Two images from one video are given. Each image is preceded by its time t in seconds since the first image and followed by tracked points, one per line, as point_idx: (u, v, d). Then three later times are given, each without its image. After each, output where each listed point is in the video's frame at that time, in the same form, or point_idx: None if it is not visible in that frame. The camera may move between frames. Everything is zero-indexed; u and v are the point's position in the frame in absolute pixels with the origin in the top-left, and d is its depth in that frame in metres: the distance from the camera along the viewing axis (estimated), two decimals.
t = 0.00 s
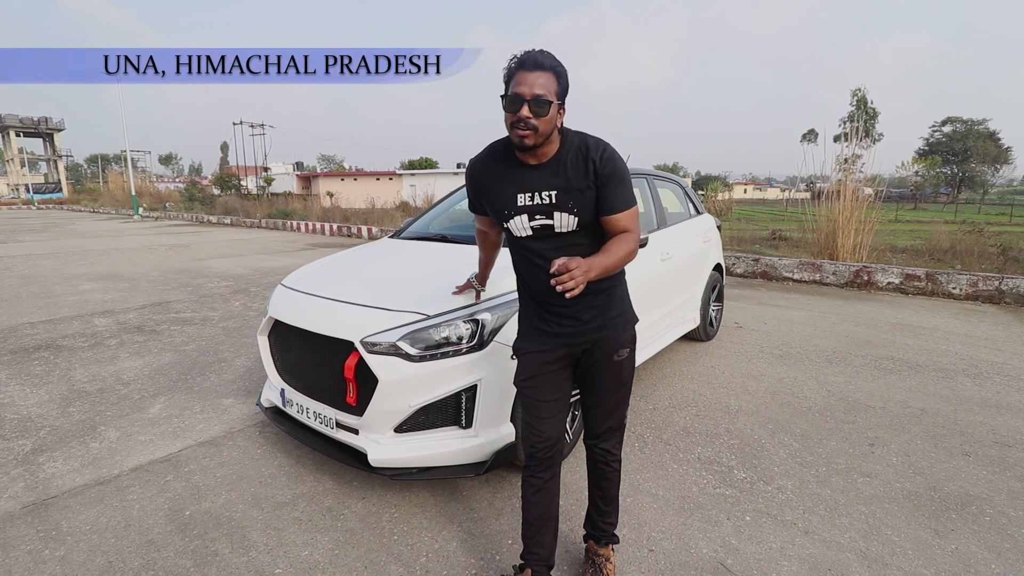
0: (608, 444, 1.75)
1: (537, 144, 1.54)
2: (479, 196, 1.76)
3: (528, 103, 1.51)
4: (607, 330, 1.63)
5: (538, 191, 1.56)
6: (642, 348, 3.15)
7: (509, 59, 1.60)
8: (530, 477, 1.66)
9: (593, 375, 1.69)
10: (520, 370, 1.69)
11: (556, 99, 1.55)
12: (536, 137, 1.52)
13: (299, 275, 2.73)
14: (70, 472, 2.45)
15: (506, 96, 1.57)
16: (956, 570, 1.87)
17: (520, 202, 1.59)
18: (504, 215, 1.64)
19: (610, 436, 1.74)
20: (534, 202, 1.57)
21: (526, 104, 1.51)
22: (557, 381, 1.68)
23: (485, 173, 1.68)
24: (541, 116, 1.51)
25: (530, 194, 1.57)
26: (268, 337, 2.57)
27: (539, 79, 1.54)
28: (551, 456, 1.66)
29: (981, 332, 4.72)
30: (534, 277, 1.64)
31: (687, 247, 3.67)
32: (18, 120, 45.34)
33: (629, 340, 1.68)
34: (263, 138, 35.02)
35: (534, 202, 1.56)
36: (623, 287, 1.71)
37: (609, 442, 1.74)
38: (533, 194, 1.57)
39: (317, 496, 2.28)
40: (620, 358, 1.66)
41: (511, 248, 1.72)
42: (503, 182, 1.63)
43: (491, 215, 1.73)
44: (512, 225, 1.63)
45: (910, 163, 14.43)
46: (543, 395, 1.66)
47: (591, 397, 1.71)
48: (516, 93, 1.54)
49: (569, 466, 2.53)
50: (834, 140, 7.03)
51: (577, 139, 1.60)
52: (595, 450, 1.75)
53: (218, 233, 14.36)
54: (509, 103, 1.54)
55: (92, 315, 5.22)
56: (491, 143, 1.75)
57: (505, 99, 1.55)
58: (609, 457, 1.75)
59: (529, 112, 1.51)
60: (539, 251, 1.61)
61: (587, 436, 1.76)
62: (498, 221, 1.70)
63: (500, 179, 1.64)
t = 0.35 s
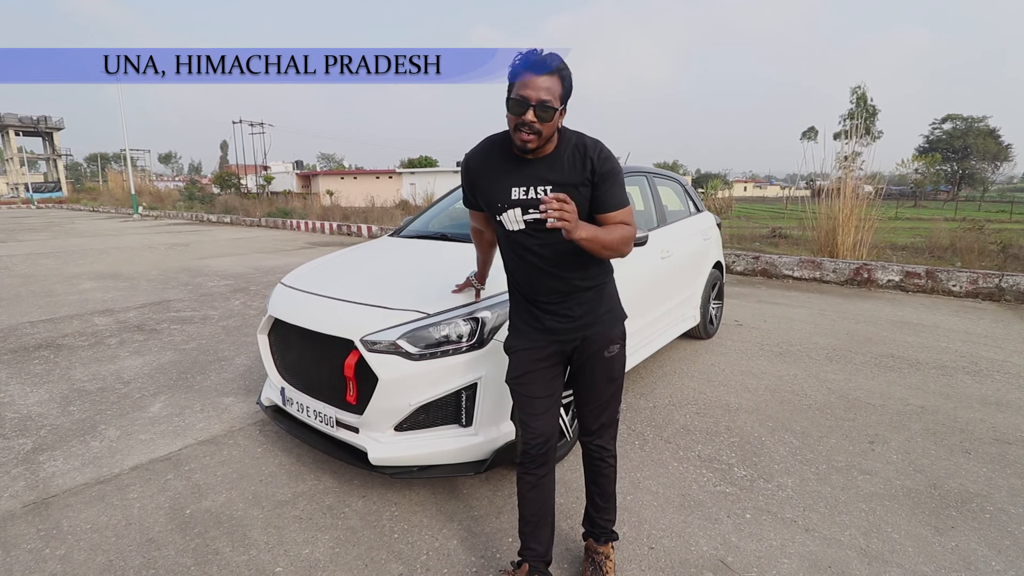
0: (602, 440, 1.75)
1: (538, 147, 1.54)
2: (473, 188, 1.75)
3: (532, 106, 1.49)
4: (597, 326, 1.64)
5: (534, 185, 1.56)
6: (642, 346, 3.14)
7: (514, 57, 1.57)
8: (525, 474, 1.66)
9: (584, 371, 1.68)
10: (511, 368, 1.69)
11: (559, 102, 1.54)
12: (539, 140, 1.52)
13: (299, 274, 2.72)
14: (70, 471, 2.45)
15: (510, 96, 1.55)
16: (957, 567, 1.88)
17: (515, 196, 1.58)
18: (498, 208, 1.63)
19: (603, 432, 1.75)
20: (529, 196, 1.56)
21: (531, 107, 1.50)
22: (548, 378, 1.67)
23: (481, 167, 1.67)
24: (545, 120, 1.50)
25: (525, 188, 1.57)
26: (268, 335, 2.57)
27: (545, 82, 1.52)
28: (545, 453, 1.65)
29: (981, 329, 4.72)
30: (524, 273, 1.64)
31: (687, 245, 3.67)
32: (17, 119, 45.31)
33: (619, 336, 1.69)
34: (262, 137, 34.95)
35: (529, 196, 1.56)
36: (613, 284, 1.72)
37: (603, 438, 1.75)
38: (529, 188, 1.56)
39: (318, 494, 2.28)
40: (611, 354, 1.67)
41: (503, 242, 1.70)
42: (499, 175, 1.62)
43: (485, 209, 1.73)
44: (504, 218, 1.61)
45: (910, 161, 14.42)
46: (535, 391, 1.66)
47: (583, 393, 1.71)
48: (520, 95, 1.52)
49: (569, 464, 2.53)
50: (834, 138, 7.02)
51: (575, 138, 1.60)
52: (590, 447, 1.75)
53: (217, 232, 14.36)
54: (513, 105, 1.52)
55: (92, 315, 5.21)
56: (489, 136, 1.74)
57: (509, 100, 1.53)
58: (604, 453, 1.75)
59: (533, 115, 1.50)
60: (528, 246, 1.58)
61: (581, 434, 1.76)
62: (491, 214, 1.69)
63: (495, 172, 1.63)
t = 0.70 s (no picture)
0: (602, 439, 1.75)
1: (536, 151, 1.54)
2: (471, 186, 1.76)
3: (531, 110, 1.49)
4: (594, 324, 1.63)
5: (527, 189, 1.56)
6: (642, 345, 3.14)
7: (514, 61, 1.56)
8: (525, 472, 1.66)
9: (583, 370, 1.68)
10: (510, 367, 1.69)
11: (558, 108, 1.54)
12: (537, 144, 1.52)
13: (298, 273, 2.72)
14: (71, 470, 2.45)
15: (509, 100, 1.54)
16: (957, 565, 1.87)
17: (509, 198, 1.59)
18: (494, 207, 1.64)
19: (603, 430, 1.75)
20: (523, 199, 1.57)
21: (530, 111, 1.49)
22: (547, 376, 1.67)
23: (478, 166, 1.67)
24: (544, 124, 1.50)
25: (519, 191, 1.57)
26: (268, 334, 2.57)
27: (544, 86, 1.52)
28: (545, 451, 1.65)
29: (981, 328, 4.72)
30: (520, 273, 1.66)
31: (687, 244, 3.66)
32: (17, 118, 45.31)
33: (618, 335, 1.69)
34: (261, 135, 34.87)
35: (522, 199, 1.56)
36: (609, 285, 1.72)
37: (604, 436, 1.75)
38: (524, 190, 1.56)
39: (318, 493, 2.28)
40: (610, 352, 1.67)
41: (500, 240, 1.73)
42: (495, 175, 1.62)
43: (482, 207, 1.74)
44: (500, 218, 1.64)
45: (911, 159, 14.40)
46: (534, 390, 1.65)
47: (581, 392, 1.71)
48: (519, 99, 1.51)
49: (570, 463, 2.52)
50: (834, 136, 7.01)
51: (570, 143, 1.58)
52: (590, 445, 1.75)
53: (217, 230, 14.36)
54: (512, 108, 1.51)
55: (92, 314, 5.21)
56: (486, 133, 1.74)
57: (508, 104, 1.53)
58: (604, 451, 1.75)
59: (532, 119, 1.49)
60: (525, 247, 1.63)
61: (581, 432, 1.76)
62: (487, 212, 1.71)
63: (492, 172, 1.63)
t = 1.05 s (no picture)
0: (600, 436, 1.75)
1: (534, 151, 1.53)
2: (467, 183, 1.74)
3: (534, 109, 1.48)
4: (591, 321, 1.63)
5: (528, 188, 1.55)
6: (642, 343, 3.13)
7: (521, 61, 1.57)
8: (523, 470, 1.66)
9: (581, 367, 1.68)
10: (507, 366, 1.69)
11: (561, 111, 1.54)
12: (537, 144, 1.51)
13: (298, 271, 2.72)
14: (71, 469, 2.45)
15: (512, 99, 1.54)
16: (957, 564, 1.87)
17: (509, 197, 1.58)
18: (492, 206, 1.63)
19: (600, 427, 1.75)
20: (523, 198, 1.56)
21: (533, 110, 1.49)
22: (544, 374, 1.67)
23: (476, 165, 1.66)
24: (546, 125, 1.50)
25: (518, 190, 1.56)
26: (268, 333, 2.57)
27: (549, 89, 1.52)
28: (543, 449, 1.65)
29: (982, 327, 4.71)
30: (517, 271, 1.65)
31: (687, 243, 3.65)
32: (17, 117, 45.31)
33: (614, 332, 1.69)
34: (262, 134, 34.89)
35: (522, 198, 1.56)
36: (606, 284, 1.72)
37: (601, 433, 1.75)
38: (524, 189, 1.56)
39: (318, 492, 2.28)
40: (606, 350, 1.67)
41: (496, 239, 1.71)
42: (494, 173, 1.61)
43: (479, 206, 1.72)
44: (498, 216, 1.63)
45: (912, 157, 14.37)
46: (531, 388, 1.65)
47: (579, 389, 1.71)
48: (523, 98, 1.51)
49: (570, 462, 2.53)
50: (835, 135, 7.01)
51: (570, 145, 1.59)
52: (588, 443, 1.75)
53: (217, 229, 14.37)
54: (516, 106, 1.51)
55: (92, 312, 5.21)
56: (485, 131, 1.73)
57: (511, 102, 1.52)
58: (602, 448, 1.75)
59: (534, 120, 1.49)
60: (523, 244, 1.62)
61: (579, 430, 1.76)
62: (484, 211, 1.69)
63: (490, 172, 1.62)
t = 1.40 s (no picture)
0: (598, 434, 1.75)
1: (539, 149, 1.53)
2: (466, 185, 1.73)
3: (538, 107, 1.49)
4: (589, 321, 1.63)
5: (528, 191, 1.55)
6: (642, 343, 3.13)
7: (520, 59, 1.57)
8: (521, 469, 1.66)
9: (578, 367, 1.68)
10: (504, 366, 1.68)
11: (563, 108, 1.54)
12: (541, 141, 1.51)
13: (298, 271, 2.72)
14: (71, 467, 2.45)
15: (514, 98, 1.54)
16: (957, 564, 1.88)
17: (509, 198, 1.57)
18: (492, 208, 1.61)
19: (599, 426, 1.75)
20: (524, 201, 1.55)
21: (536, 108, 1.49)
22: (542, 374, 1.66)
23: (476, 166, 1.65)
24: (549, 122, 1.50)
25: (519, 192, 1.56)
26: (268, 332, 2.57)
27: (550, 86, 1.53)
28: (541, 448, 1.65)
29: (982, 326, 4.71)
30: (515, 272, 1.64)
31: (687, 243, 3.65)
32: (17, 115, 45.28)
33: (612, 331, 1.69)
34: (262, 132, 34.84)
35: (523, 200, 1.55)
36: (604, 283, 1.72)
37: (599, 432, 1.75)
38: (525, 192, 1.55)
39: (318, 491, 2.28)
40: (604, 349, 1.67)
41: (494, 240, 1.70)
42: (495, 175, 1.60)
43: (478, 207, 1.71)
44: (498, 218, 1.61)
45: (913, 156, 14.38)
46: (528, 388, 1.65)
47: (577, 388, 1.71)
48: (525, 96, 1.51)
49: (569, 461, 2.53)
50: (835, 135, 7.01)
51: (570, 148, 1.59)
52: (586, 442, 1.75)
53: (217, 228, 14.37)
54: (519, 105, 1.51)
55: (92, 311, 5.21)
56: (485, 133, 1.73)
57: (514, 101, 1.52)
58: (600, 447, 1.75)
59: (537, 117, 1.49)
60: (523, 247, 1.61)
61: (577, 429, 1.76)
62: (483, 212, 1.68)
63: (490, 173, 1.61)
